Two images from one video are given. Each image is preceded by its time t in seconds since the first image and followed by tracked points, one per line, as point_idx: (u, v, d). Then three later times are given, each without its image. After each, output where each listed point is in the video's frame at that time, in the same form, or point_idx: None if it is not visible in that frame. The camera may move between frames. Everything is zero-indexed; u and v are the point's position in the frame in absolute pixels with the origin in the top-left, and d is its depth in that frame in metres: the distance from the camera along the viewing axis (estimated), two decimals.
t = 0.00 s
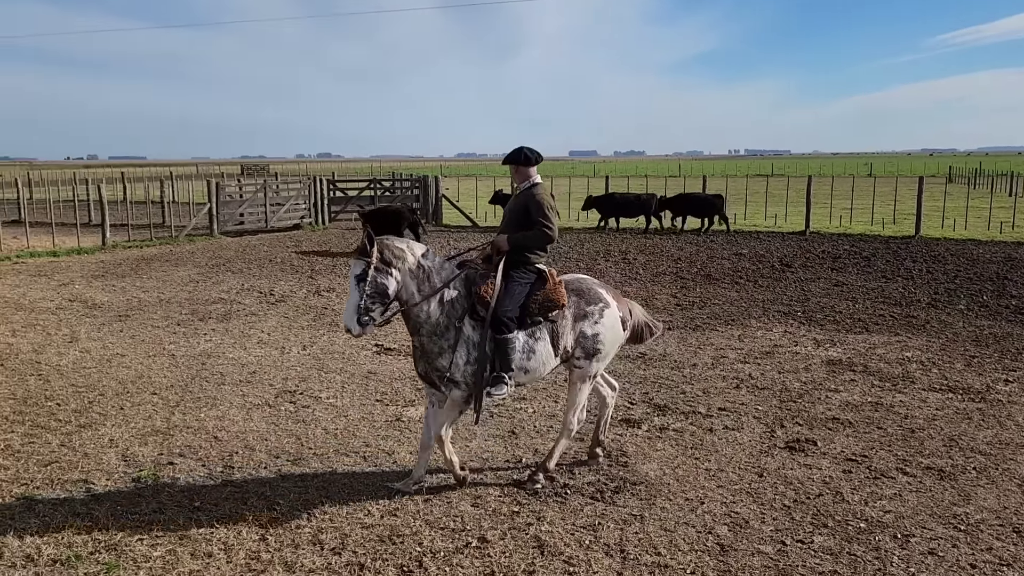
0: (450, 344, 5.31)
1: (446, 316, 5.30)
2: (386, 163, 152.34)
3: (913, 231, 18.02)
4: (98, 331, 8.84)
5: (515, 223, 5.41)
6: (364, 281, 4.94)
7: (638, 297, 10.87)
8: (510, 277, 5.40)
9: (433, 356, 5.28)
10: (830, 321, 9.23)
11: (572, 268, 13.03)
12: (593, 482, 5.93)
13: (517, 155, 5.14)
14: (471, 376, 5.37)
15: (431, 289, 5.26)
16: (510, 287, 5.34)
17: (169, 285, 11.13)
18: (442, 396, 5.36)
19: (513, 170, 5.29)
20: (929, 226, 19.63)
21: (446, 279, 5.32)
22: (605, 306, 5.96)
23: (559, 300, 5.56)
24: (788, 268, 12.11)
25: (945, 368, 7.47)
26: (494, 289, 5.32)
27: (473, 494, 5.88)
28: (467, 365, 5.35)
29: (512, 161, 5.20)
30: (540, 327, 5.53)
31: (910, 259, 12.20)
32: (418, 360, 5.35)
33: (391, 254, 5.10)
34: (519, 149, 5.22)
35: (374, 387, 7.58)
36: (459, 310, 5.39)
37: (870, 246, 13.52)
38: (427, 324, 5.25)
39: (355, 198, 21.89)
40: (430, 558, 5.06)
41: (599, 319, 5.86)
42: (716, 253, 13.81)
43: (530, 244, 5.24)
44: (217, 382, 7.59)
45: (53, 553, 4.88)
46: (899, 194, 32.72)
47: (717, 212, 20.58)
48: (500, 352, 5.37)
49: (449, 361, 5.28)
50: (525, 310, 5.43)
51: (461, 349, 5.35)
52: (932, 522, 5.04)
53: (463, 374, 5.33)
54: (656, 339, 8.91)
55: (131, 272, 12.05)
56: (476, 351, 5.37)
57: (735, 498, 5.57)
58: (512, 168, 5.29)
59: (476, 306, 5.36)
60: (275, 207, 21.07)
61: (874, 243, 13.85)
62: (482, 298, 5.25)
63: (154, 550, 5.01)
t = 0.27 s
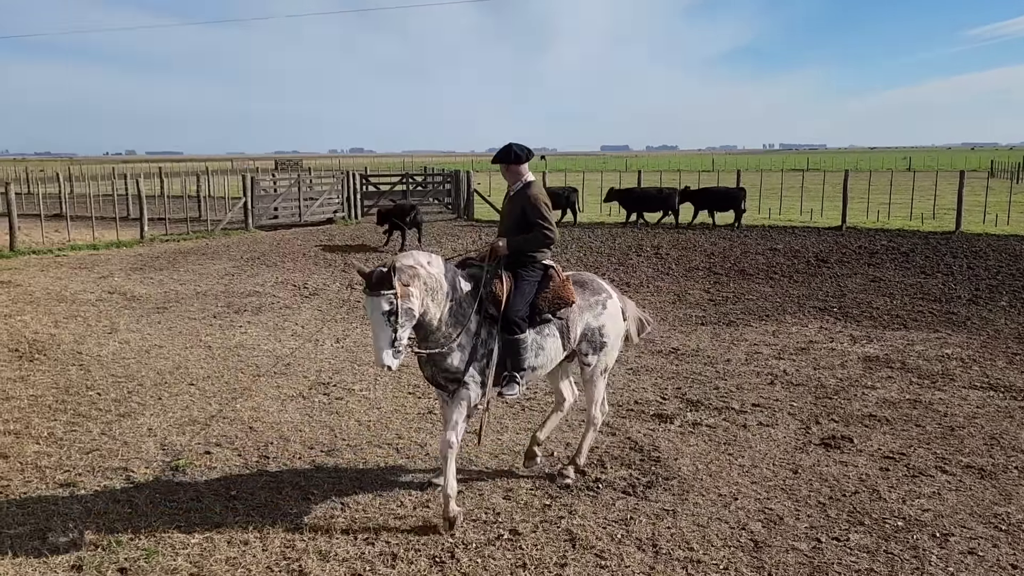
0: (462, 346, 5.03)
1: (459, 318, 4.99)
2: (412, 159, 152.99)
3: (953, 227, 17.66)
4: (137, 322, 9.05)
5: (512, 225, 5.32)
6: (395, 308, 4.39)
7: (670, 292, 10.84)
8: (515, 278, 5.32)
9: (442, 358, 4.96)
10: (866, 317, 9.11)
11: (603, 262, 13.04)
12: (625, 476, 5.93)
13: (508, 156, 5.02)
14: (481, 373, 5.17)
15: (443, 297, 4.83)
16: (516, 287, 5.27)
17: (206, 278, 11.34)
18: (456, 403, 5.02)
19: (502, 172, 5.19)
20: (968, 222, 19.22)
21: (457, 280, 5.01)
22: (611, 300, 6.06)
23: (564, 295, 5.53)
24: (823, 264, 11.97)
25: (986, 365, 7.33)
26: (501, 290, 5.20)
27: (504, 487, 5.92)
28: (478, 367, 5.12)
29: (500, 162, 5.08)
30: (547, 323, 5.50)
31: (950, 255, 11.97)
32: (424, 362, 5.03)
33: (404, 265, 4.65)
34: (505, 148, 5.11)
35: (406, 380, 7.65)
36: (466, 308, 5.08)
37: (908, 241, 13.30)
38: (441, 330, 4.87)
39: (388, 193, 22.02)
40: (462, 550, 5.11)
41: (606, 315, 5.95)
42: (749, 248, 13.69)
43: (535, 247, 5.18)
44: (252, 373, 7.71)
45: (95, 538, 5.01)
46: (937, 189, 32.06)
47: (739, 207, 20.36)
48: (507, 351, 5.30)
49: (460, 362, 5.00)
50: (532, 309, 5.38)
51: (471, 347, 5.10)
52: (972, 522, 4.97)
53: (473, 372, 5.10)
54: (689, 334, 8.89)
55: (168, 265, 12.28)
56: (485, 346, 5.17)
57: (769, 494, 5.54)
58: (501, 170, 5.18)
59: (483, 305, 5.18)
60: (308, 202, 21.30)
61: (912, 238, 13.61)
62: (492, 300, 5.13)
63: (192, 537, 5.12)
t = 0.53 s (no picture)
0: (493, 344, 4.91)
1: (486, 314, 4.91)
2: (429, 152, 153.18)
3: (981, 221, 17.40)
4: (163, 314, 9.19)
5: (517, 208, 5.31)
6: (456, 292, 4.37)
7: (692, 286, 10.81)
8: (531, 263, 5.30)
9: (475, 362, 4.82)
10: (891, 312, 9.02)
11: (624, 256, 13.01)
12: (645, 470, 5.93)
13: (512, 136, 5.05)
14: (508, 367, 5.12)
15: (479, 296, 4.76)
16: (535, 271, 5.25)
17: (231, 270, 11.48)
18: (489, 400, 4.97)
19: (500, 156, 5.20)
20: (997, 216, 18.91)
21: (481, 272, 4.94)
22: (610, 295, 6.30)
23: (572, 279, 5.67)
24: (848, 257, 11.86)
25: (1014, 361, 7.24)
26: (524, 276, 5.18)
27: (525, 479, 5.96)
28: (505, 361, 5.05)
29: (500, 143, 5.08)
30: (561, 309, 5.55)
31: (978, 249, 11.80)
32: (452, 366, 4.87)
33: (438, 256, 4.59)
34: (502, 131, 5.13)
35: (427, 372, 7.71)
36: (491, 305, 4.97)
37: (935, 236, 13.12)
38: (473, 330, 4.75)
39: (409, 185, 22.07)
40: (482, 541, 5.16)
41: (607, 309, 6.18)
42: (772, 242, 13.58)
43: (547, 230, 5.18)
44: (275, 364, 7.80)
45: (122, 526, 5.11)
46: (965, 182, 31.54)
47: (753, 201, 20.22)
48: (534, 338, 5.33)
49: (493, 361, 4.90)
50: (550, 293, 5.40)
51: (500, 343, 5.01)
52: (998, 519, 4.94)
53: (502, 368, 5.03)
54: (710, 328, 8.86)
55: (193, 257, 12.43)
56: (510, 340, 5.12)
57: (791, 489, 5.52)
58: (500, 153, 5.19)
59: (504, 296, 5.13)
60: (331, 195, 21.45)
61: (939, 232, 13.43)
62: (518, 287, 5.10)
63: (216, 526, 5.20)
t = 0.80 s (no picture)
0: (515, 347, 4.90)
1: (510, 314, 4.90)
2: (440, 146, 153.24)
3: (1000, 214, 17.20)
4: (179, 305, 9.27)
5: (524, 205, 5.28)
6: (496, 293, 4.49)
7: (706, 279, 10.77)
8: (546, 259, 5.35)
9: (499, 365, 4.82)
10: (908, 305, 8.95)
11: (638, 249, 12.98)
12: (659, 462, 5.93)
13: (514, 135, 4.94)
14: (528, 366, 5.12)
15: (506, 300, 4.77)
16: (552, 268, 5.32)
17: (246, 262, 11.56)
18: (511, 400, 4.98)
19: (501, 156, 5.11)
20: (1017, 208, 18.68)
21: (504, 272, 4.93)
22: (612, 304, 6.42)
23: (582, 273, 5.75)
24: (864, 250, 11.78)
25: None
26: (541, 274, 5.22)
27: (538, 471, 5.99)
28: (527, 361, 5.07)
29: (501, 143, 4.97)
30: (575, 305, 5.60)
31: (997, 242, 11.68)
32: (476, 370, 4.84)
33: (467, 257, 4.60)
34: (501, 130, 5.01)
35: (441, 364, 7.74)
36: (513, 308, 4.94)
37: (953, 229, 13.00)
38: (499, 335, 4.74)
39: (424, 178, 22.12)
40: (495, 533, 5.19)
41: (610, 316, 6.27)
42: (788, 235, 13.50)
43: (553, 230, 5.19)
44: (290, 356, 7.86)
45: (138, 515, 5.18)
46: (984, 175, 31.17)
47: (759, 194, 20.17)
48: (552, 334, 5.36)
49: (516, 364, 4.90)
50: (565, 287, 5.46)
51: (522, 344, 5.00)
52: (1013, 514, 4.93)
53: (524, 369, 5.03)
54: (725, 321, 8.84)
55: (209, 249, 12.53)
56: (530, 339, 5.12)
57: (805, 482, 5.51)
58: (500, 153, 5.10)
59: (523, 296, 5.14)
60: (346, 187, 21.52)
61: (957, 225, 13.30)
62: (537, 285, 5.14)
63: (231, 516, 5.26)
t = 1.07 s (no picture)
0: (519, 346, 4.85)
1: (514, 315, 4.87)
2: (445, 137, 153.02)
3: (1007, 205, 17.13)
4: (186, 296, 9.31)
5: (536, 203, 5.28)
6: (502, 300, 4.45)
7: (712, 271, 10.77)
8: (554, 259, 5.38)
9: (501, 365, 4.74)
10: (914, 297, 8.94)
11: (644, 240, 12.98)
12: (663, 453, 5.95)
13: (528, 135, 4.92)
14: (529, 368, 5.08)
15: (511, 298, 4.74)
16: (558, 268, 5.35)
17: (252, 253, 11.59)
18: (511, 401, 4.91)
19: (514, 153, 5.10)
20: None
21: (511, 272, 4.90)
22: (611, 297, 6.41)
23: (588, 275, 5.78)
24: (870, 242, 11.75)
25: None
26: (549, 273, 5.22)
27: (543, 461, 6.02)
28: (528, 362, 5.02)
29: (516, 144, 4.94)
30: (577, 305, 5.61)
31: (1004, 234, 11.64)
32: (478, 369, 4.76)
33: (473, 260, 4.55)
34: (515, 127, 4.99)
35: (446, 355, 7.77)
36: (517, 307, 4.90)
37: (960, 220, 12.96)
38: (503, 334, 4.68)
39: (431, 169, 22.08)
40: (500, 523, 5.23)
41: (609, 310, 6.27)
42: (794, 227, 13.47)
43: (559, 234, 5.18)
44: (296, 347, 7.89)
45: (145, 505, 5.22)
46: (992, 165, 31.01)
47: (756, 184, 20.19)
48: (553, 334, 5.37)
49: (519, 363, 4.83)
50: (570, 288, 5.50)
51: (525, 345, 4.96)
52: (1018, 505, 4.96)
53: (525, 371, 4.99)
54: (730, 312, 8.84)
55: (215, 240, 12.56)
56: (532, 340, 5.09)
57: (809, 473, 5.53)
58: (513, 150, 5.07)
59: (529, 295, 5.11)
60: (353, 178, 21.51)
61: (965, 217, 13.26)
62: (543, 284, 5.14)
63: (237, 505, 5.30)
